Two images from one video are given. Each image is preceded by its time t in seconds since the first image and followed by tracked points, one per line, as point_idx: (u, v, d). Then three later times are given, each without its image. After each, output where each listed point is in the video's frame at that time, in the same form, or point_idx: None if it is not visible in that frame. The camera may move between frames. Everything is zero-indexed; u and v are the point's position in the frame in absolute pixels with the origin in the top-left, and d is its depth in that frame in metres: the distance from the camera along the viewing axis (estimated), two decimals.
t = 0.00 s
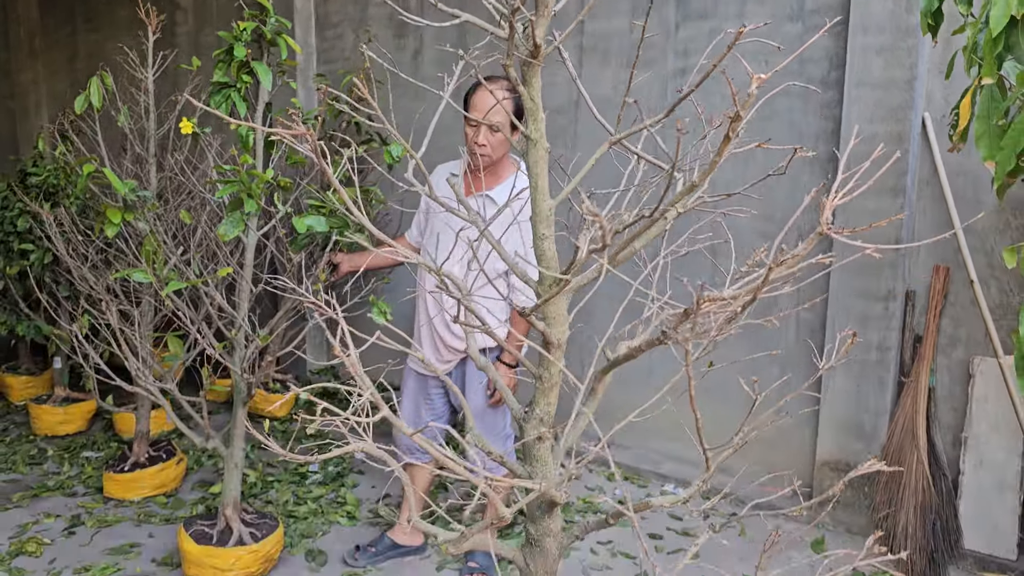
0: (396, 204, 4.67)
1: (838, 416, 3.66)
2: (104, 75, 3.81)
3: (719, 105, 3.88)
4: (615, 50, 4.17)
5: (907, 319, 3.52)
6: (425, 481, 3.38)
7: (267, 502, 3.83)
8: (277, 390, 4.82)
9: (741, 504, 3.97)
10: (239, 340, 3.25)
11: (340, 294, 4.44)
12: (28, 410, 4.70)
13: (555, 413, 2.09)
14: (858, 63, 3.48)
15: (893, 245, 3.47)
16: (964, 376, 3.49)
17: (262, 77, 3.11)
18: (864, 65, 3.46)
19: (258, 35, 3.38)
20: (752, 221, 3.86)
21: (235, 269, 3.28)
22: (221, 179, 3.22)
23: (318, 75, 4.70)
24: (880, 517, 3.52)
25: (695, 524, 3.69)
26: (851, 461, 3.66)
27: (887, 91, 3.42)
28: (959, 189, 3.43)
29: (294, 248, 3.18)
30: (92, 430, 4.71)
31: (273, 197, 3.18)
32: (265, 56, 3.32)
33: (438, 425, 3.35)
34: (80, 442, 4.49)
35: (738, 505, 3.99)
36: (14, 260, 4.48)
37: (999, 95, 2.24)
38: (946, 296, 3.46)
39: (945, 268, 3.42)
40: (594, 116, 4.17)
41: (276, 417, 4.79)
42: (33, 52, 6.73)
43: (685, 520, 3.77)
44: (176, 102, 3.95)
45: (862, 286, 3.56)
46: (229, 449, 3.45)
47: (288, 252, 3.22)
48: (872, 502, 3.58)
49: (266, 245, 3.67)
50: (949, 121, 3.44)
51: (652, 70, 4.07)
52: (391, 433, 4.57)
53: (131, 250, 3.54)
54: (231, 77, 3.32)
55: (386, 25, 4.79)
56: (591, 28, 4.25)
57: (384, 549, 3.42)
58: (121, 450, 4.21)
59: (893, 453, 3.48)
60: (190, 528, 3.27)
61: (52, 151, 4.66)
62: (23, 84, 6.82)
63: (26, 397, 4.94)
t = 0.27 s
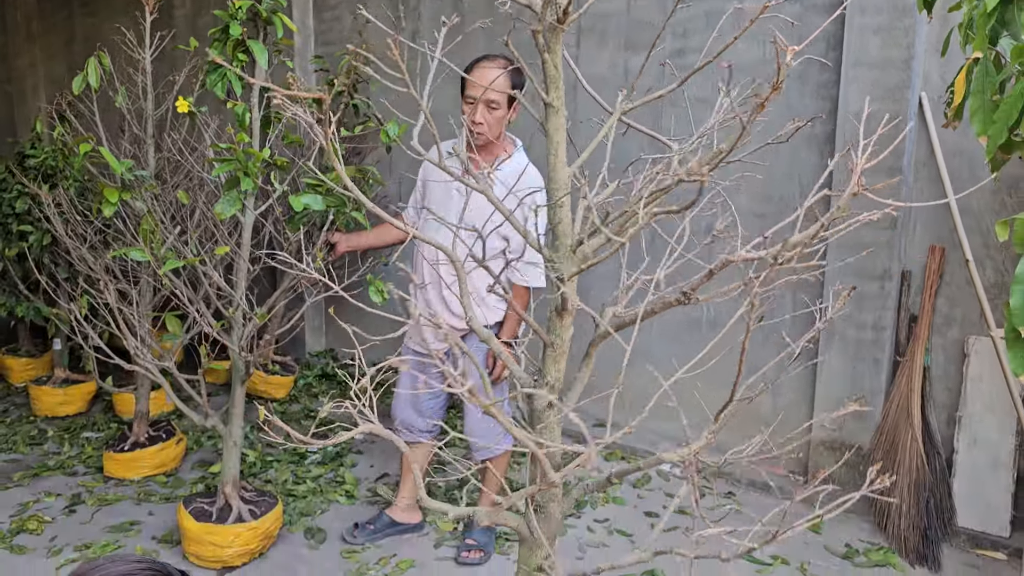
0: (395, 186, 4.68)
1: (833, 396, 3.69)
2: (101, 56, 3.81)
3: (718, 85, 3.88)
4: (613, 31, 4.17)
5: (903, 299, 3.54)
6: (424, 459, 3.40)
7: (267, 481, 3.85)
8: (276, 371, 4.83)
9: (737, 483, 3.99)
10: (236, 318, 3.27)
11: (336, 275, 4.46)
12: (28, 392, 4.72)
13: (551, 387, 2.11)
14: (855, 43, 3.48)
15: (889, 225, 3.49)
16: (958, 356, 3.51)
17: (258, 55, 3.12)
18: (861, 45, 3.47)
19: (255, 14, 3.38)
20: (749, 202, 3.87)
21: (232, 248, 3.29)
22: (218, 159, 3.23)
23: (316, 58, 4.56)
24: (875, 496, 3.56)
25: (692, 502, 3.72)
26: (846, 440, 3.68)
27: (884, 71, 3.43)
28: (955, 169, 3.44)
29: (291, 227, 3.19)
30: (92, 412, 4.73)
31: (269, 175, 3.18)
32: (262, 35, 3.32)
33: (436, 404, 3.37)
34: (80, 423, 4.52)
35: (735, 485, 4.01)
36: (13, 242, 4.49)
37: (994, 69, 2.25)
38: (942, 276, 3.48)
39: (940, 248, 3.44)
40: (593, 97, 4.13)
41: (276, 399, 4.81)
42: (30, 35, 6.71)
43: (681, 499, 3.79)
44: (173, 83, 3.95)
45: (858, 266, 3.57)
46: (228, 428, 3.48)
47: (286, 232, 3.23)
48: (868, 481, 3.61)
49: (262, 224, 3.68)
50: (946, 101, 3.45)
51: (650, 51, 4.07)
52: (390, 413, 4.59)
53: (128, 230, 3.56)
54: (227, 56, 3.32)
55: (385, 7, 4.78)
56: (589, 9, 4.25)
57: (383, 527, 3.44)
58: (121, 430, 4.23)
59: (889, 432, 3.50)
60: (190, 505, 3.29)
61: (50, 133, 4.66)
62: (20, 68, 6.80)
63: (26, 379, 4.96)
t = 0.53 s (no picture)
0: (392, 169, 4.68)
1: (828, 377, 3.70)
2: (97, 37, 3.80)
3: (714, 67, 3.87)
4: (610, 12, 4.16)
5: (898, 280, 3.55)
6: (419, 439, 3.43)
7: (264, 462, 3.86)
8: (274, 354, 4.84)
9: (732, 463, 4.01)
10: (232, 298, 3.28)
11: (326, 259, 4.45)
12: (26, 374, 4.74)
13: (545, 363, 2.11)
14: (851, 24, 3.48)
15: (884, 206, 3.49)
16: (952, 337, 3.51)
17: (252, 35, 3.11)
18: (857, 26, 3.46)
19: None
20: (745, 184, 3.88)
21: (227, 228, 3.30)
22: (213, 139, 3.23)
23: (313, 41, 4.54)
24: (867, 475, 3.59)
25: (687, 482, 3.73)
26: (840, 420, 3.70)
27: (880, 52, 3.42)
28: (950, 149, 3.44)
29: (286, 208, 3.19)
30: (91, 394, 4.75)
31: (264, 156, 3.19)
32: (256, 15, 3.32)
33: (432, 384, 3.38)
34: (78, 405, 4.54)
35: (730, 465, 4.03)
36: (10, 224, 4.50)
37: (987, 46, 2.26)
38: (936, 257, 3.48)
39: (935, 229, 3.44)
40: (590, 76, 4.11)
41: (273, 381, 4.83)
42: (26, 18, 6.68)
43: (676, 478, 3.82)
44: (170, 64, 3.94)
45: (853, 247, 3.58)
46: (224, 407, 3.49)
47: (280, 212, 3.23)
48: (860, 461, 3.63)
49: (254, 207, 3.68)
50: (942, 82, 3.44)
51: (647, 33, 4.06)
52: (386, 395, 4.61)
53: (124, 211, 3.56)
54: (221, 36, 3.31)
55: None
56: None
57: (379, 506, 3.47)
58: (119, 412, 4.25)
59: (882, 412, 3.52)
60: (188, 484, 3.30)
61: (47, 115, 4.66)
62: (16, 52, 6.77)
63: (24, 362, 4.98)
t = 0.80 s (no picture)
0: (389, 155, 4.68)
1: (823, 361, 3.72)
2: (92, 21, 3.80)
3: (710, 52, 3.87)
4: None
5: (893, 264, 3.55)
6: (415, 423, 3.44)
7: (262, 446, 3.88)
8: (271, 340, 4.85)
9: (727, 448, 4.02)
10: (224, 282, 3.27)
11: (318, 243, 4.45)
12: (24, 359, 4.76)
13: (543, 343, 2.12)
14: (848, 9, 3.47)
15: (880, 190, 3.50)
16: (947, 321, 3.52)
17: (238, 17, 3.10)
18: (854, 10, 3.46)
19: None
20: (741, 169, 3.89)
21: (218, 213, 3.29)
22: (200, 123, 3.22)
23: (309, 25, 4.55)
24: (862, 459, 3.61)
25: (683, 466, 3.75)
26: (835, 405, 3.72)
27: (876, 37, 3.42)
28: (946, 134, 3.44)
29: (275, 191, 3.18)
30: (89, 379, 4.77)
31: (251, 140, 3.17)
32: None
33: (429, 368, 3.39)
34: (76, 390, 4.56)
35: (725, 450, 4.04)
36: (6, 210, 4.51)
37: (981, 28, 2.27)
38: (932, 241, 3.49)
39: (930, 213, 3.45)
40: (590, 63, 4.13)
41: (271, 366, 4.84)
42: (22, 4, 6.66)
43: (672, 462, 3.84)
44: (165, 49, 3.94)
45: (848, 231, 3.59)
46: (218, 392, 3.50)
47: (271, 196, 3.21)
48: (855, 444, 3.65)
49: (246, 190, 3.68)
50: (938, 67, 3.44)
51: (644, 18, 4.06)
52: (383, 381, 4.62)
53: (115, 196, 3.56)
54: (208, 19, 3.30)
55: None
56: None
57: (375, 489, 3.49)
58: (116, 397, 4.27)
59: (877, 396, 3.53)
60: (184, 468, 3.31)
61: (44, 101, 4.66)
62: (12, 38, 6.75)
63: (22, 348, 4.99)
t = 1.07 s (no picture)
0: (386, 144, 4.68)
1: (818, 348, 3.73)
2: (88, 8, 3.80)
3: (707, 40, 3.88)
4: None
5: (889, 251, 3.57)
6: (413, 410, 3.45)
7: (260, 433, 3.90)
8: (269, 328, 4.86)
9: (723, 434, 4.05)
10: (213, 268, 3.27)
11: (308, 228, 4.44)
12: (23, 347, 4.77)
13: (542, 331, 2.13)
14: None
15: (876, 178, 3.51)
16: (942, 308, 3.54)
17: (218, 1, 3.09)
18: None
19: None
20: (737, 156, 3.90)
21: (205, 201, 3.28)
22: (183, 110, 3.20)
23: (306, 13, 4.55)
24: (856, 445, 3.63)
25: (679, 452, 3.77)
26: (830, 391, 3.74)
27: (873, 24, 3.42)
28: (942, 121, 3.44)
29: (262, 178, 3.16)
30: (87, 367, 4.78)
31: (235, 127, 3.16)
32: None
33: (426, 352, 3.40)
34: (75, 377, 4.57)
35: (721, 436, 4.07)
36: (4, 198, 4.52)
37: (977, 15, 2.27)
38: (927, 228, 3.50)
39: (925, 201, 3.46)
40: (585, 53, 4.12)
41: (268, 354, 4.85)
42: None
43: (668, 449, 3.86)
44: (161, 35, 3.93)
45: (844, 219, 3.61)
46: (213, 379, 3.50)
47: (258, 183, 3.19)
48: (850, 431, 3.67)
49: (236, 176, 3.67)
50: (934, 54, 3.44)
51: (642, 5, 4.05)
52: (381, 368, 4.63)
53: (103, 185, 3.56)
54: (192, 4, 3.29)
55: None
56: None
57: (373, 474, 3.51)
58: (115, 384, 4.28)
59: (872, 383, 3.55)
60: (182, 455, 3.33)
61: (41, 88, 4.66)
62: (8, 26, 6.72)
63: (21, 336, 5.01)
